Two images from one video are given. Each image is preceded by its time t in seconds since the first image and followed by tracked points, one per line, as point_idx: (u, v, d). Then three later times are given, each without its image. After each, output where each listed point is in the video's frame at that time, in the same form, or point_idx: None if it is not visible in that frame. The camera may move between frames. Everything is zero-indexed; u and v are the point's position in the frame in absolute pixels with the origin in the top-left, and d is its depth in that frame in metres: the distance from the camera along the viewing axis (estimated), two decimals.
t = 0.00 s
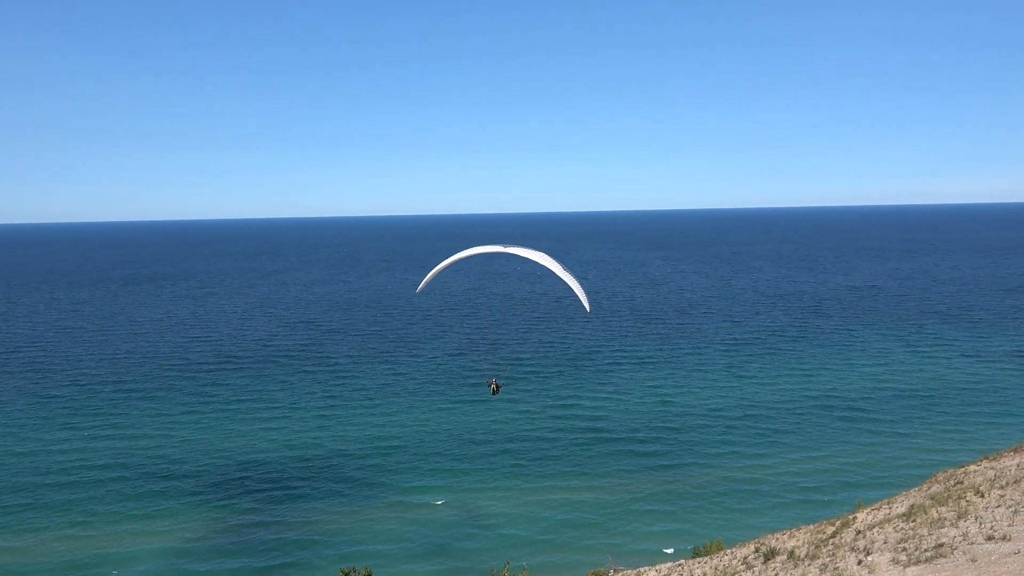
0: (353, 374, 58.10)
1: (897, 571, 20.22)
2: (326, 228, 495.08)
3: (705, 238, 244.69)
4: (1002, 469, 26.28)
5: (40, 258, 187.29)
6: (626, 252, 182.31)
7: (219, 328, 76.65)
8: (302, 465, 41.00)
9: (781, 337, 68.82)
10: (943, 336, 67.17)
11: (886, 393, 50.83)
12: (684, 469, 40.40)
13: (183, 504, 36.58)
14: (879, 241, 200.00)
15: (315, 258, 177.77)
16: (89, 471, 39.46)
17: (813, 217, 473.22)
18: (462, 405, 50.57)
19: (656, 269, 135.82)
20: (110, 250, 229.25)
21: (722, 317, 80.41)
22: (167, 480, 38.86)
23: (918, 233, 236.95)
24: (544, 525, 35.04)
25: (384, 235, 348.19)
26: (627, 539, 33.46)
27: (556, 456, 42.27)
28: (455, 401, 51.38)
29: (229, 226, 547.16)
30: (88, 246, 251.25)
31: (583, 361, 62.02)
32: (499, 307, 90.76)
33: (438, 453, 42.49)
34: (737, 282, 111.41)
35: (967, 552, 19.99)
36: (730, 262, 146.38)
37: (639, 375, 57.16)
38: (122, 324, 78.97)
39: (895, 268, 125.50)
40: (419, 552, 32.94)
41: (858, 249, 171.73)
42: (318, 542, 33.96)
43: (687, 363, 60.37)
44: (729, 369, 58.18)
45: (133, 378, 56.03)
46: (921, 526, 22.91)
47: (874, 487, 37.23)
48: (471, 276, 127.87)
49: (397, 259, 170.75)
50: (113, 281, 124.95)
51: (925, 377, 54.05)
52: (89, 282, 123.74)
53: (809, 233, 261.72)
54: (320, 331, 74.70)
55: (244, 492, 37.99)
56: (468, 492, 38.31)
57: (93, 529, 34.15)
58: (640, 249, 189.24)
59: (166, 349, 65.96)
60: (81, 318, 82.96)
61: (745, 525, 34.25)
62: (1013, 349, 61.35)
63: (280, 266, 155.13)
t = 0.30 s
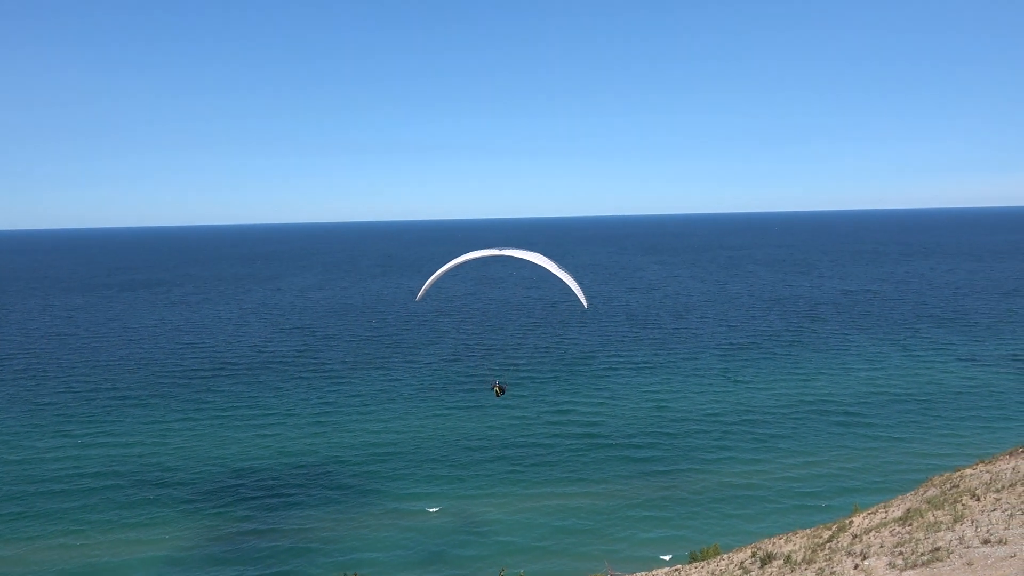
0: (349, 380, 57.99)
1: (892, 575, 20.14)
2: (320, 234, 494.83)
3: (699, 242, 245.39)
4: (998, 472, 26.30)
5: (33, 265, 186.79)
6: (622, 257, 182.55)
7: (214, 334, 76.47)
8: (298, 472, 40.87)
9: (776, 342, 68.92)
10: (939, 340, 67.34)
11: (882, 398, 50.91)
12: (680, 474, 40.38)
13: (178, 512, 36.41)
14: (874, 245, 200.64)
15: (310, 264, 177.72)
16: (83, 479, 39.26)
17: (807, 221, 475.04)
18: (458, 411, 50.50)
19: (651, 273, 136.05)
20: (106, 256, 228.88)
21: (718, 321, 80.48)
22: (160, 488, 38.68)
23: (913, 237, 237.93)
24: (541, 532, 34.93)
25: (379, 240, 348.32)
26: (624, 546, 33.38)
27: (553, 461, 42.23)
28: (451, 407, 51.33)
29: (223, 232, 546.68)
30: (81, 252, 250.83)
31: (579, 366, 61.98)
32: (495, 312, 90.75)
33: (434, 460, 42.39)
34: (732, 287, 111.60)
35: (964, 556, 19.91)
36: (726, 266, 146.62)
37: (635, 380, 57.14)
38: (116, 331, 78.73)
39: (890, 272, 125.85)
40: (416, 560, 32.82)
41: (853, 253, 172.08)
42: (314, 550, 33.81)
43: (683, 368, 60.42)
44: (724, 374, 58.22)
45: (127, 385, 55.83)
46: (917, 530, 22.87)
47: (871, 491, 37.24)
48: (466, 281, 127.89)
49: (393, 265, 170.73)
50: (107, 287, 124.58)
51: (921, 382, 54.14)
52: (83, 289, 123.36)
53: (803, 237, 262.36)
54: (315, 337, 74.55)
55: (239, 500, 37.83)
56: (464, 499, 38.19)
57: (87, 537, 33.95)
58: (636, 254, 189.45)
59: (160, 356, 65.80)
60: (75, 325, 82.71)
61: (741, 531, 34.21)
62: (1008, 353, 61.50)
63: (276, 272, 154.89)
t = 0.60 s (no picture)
0: (339, 384, 57.87)
1: None
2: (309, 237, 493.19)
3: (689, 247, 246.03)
4: (984, 475, 26.46)
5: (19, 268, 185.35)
6: (612, 261, 182.90)
7: (202, 338, 76.16)
8: (287, 477, 40.71)
9: (766, 346, 69.20)
10: (926, 344, 67.76)
11: (870, 402, 51.18)
12: (670, 479, 40.44)
13: (166, 517, 36.20)
14: (862, 249, 201.66)
15: (300, 267, 177.13)
16: (69, 484, 38.99)
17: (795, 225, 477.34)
18: (448, 415, 50.43)
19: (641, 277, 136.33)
20: (94, 258, 227.61)
21: (708, 325, 80.65)
22: (148, 493, 38.44)
23: (902, 241, 239.52)
24: (531, 537, 34.91)
25: (368, 243, 347.71)
26: (614, 550, 33.39)
27: (542, 466, 42.24)
28: (441, 411, 51.26)
29: (211, 235, 544.31)
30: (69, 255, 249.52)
31: (569, 370, 62.01)
32: (485, 316, 90.75)
33: (423, 464, 42.30)
34: (722, 291, 111.93)
35: (952, 558, 20.02)
36: (716, 270, 146.98)
37: (625, 384, 57.20)
38: (104, 334, 78.29)
39: (878, 276, 126.56)
40: (405, 565, 32.74)
41: (841, 258, 172.88)
42: (302, 555, 33.68)
43: (673, 372, 60.57)
44: (714, 378, 58.38)
45: (115, 389, 55.52)
46: (905, 532, 22.97)
47: (860, 495, 37.42)
48: (456, 285, 127.83)
49: (383, 268, 170.44)
50: (95, 290, 123.85)
51: (908, 386, 54.47)
52: (71, 292, 122.73)
53: (792, 241, 263.52)
54: (305, 341, 74.35)
55: (228, 505, 37.65)
56: (454, 504, 38.13)
57: (73, 543, 33.68)
58: (626, 258, 189.80)
59: (149, 359, 65.48)
60: (62, 328, 82.20)
61: (731, 535, 34.29)
62: (995, 357, 61.92)
63: (265, 275, 154.43)
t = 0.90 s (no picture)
0: (320, 388, 57.48)
1: None
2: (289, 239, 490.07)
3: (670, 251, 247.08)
4: (961, 478, 26.72)
5: None
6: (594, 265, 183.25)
7: (181, 341, 75.40)
8: (266, 482, 40.36)
9: (746, 350, 69.56)
10: (905, 349, 68.39)
11: (849, 406, 51.56)
12: (651, 483, 40.51)
13: (143, 523, 35.76)
14: (841, 255, 203.41)
15: (281, 269, 175.83)
16: (44, 489, 38.41)
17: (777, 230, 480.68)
18: (429, 419, 50.22)
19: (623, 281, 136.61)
20: (72, 260, 224.80)
21: (689, 330, 80.98)
22: (124, 499, 37.94)
23: (880, 246, 241.81)
24: (512, 542, 34.81)
25: (350, 246, 346.28)
26: (595, 556, 33.36)
27: (523, 471, 42.17)
28: (422, 415, 51.04)
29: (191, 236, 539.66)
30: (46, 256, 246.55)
31: (551, 374, 61.98)
32: (466, 319, 90.56)
33: (404, 469, 42.08)
34: (702, 295, 112.39)
35: (929, 561, 20.17)
36: (697, 275, 147.66)
37: (607, 389, 57.25)
38: (80, 336, 77.30)
39: (858, 281, 127.61)
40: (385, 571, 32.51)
41: (821, 262, 174.18)
42: (281, 561, 33.36)
43: (654, 376, 60.71)
44: (695, 383, 58.57)
45: (91, 392, 54.80)
46: (884, 535, 23.11)
47: (839, 500, 37.66)
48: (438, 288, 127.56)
49: (364, 271, 169.61)
50: (71, 292, 122.32)
51: (887, 390, 54.92)
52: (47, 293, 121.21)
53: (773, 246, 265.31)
54: (285, 344, 73.79)
55: (206, 511, 37.25)
56: (434, 510, 37.93)
57: (47, 550, 33.17)
58: (608, 262, 190.21)
59: (126, 362, 64.73)
60: (38, 331, 81.06)
61: (711, 540, 34.37)
62: (972, 362, 62.60)
63: (245, 277, 153.30)
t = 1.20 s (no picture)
0: (302, 391, 57.15)
1: None
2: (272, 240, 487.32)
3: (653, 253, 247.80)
4: (940, 479, 26.98)
5: None
6: (578, 267, 183.46)
7: (162, 343, 74.72)
8: (248, 487, 40.07)
9: (729, 352, 69.90)
10: (885, 351, 68.98)
11: (831, 408, 51.94)
12: (635, 486, 40.58)
13: (123, 528, 35.40)
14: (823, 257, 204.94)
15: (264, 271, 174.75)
16: (22, 495, 37.93)
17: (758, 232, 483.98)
18: (413, 423, 50.06)
19: (607, 283, 136.89)
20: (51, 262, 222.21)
21: (673, 332, 81.27)
22: (104, 504, 37.53)
23: (861, 248, 243.91)
24: (496, 546, 34.75)
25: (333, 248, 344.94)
26: (579, 559, 33.37)
27: (508, 474, 42.12)
28: (406, 418, 50.87)
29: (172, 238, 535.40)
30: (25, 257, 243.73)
31: (535, 377, 61.96)
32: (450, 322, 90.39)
33: (388, 473, 41.91)
34: (686, 297, 112.79)
35: (908, 561, 20.33)
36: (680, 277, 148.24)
37: (591, 391, 57.36)
38: (59, 340, 76.47)
39: (840, 283, 128.54)
40: None
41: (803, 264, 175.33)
42: (264, 566, 33.12)
43: (638, 378, 60.87)
44: (678, 385, 58.79)
45: (70, 396, 54.18)
46: (864, 535, 23.28)
47: (821, 501, 37.90)
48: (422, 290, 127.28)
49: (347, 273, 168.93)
50: (50, 294, 120.92)
51: (868, 392, 55.35)
52: (25, 296, 119.76)
53: (755, 248, 266.93)
54: (267, 347, 73.34)
55: (188, 516, 36.93)
56: (418, 514, 37.80)
57: (24, 557, 32.73)
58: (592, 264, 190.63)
59: (106, 366, 64.07)
60: (16, 334, 80.07)
61: (695, 542, 34.50)
62: (951, 364, 63.20)
63: (227, 279, 152.17)
